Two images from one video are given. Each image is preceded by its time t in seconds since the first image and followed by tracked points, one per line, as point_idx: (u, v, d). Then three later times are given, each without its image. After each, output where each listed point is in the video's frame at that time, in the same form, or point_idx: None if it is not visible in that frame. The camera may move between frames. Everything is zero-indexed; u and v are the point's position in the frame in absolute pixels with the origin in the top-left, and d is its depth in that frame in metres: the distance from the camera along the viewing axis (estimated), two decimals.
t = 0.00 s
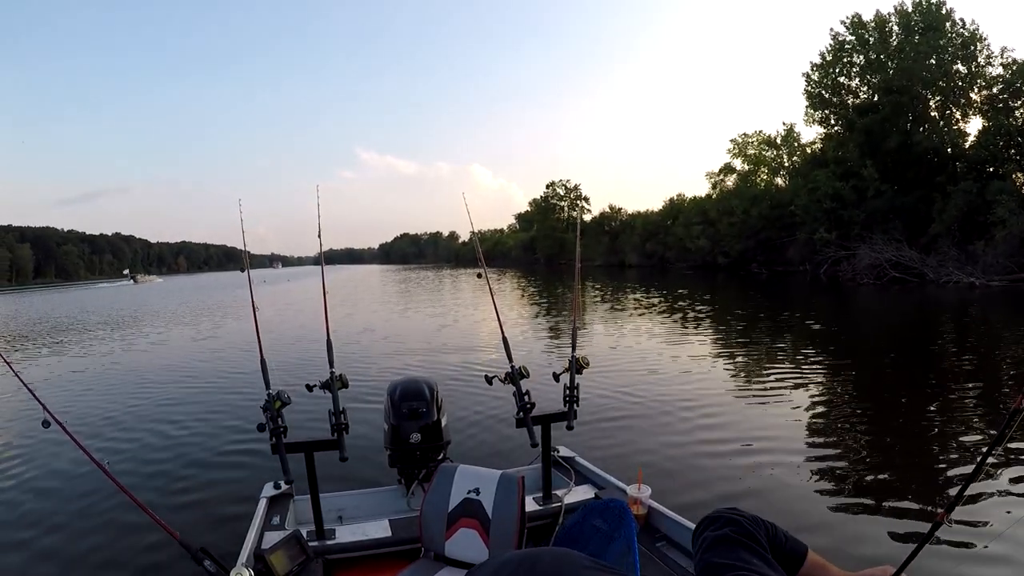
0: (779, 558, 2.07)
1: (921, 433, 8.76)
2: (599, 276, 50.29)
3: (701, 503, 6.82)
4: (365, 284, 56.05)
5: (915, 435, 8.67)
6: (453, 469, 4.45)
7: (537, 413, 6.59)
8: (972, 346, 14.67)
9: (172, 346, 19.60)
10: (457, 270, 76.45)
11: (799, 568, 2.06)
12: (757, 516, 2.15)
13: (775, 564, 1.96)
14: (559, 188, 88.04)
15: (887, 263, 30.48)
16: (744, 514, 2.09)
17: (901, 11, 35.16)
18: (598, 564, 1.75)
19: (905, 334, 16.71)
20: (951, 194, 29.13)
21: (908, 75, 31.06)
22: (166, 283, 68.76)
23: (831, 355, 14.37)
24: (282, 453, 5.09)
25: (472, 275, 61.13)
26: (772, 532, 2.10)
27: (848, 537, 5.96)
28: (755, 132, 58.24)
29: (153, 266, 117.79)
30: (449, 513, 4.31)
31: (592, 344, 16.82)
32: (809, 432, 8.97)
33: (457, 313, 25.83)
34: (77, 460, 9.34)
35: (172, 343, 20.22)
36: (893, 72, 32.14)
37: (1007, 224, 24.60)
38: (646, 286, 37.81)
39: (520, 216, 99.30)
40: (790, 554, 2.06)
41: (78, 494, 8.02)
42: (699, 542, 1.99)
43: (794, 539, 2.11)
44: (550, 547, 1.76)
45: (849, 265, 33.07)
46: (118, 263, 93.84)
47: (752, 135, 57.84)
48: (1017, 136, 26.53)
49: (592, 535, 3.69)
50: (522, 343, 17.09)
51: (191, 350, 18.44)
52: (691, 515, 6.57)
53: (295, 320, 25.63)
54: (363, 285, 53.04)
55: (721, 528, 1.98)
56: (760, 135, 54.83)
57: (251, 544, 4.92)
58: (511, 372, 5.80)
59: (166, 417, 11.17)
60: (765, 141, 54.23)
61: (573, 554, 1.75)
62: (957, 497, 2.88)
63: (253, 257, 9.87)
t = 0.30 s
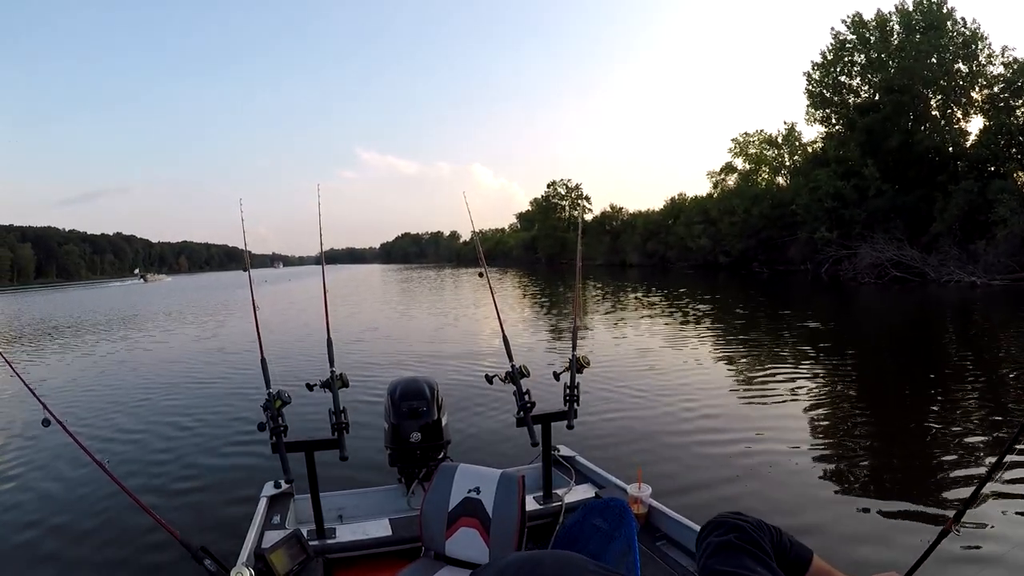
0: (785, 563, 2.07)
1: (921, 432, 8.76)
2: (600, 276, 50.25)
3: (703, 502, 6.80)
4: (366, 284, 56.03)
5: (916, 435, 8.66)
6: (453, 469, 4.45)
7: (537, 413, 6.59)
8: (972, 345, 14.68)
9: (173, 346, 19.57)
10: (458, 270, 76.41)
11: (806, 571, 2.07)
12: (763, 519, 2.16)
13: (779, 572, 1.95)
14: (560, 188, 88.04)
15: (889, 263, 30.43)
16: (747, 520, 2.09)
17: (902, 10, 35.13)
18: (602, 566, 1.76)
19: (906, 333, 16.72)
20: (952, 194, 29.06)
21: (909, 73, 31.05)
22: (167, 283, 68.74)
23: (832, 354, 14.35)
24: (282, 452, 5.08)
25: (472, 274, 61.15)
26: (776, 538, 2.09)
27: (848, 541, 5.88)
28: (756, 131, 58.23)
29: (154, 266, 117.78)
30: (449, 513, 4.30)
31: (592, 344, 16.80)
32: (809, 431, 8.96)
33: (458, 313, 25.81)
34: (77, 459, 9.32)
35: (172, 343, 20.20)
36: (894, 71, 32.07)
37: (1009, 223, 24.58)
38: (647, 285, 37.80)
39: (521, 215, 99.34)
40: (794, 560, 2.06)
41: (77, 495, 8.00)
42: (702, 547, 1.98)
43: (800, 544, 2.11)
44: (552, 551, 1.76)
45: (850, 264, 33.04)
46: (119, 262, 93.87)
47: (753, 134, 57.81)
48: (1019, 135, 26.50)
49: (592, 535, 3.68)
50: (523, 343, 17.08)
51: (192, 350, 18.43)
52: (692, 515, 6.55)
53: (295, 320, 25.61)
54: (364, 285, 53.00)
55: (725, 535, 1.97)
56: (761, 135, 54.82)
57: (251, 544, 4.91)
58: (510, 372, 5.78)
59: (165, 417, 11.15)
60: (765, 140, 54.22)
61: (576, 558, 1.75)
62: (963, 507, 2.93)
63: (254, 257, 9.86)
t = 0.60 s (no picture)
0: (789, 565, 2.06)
1: (923, 432, 8.75)
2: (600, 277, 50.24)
3: (704, 502, 6.80)
4: (367, 284, 56.05)
5: (917, 435, 8.65)
6: (453, 470, 4.44)
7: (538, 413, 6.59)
8: (973, 346, 14.67)
9: (173, 347, 19.57)
10: (459, 270, 76.48)
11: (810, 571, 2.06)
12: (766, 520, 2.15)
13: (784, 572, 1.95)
14: (561, 189, 88.05)
15: (889, 263, 30.43)
16: (752, 520, 2.09)
17: (902, 10, 35.12)
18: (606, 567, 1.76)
19: (906, 333, 16.72)
20: (953, 194, 29.06)
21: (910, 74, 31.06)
22: (168, 283, 68.78)
23: (833, 355, 14.35)
24: (283, 453, 5.08)
25: (473, 275, 61.07)
26: (780, 538, 2.10)
27: (849, 541, 5.87)
28: (757, 132, 58.23)
29: (155, 266, 117.85)
30: (450, 513, 4.30)
31: (593, 344, 16.80)
32: (810, 432, 8.96)
33: (459, 313, 25.80)
34: (77, 459, 9.34)
35: (173, 344, 20.21)
36: (895, 71, 32.10)
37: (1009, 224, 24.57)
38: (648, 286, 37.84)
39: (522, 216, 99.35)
40: (799, 560, 2.06)
41: (78, 495, 8.01)
42: (707, 548, 1.98)
43: (804, 545, 2.10)
44: (558, 553, 1.76)
45: (851, 265, 33.02)
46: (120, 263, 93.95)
47: (753, 135, 57.83)
48: (1019, 136, 26.52)
49: (592, 535, 3.69)
50: (524, 343, 17.08)
51: (193, 350, 18.46)
52: (693, 515, 6.55)
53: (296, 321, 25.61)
54: (364, 285, 53.03)
55: (729, 535, 1.97)
56: (761, 136, 54.84)
57: (251, 543, 4.91)
58: (511, 372, 5.77)
59: (166, 417, 11.15)
60: (766, 141, 54.24)
61: (580, 559, 1.75)
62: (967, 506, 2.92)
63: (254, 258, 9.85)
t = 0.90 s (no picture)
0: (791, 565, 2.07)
1: (924, 433, 8.73)
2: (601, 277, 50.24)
3: (704, 504, 6.79)
4: (367, 284, 56.05)
5: (919, 436, 8.63)
6: (454, 470, 4.44)
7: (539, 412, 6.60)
8: (973, 346, 14.66)
9: (173, 347, 19.55)
10: (459, 271, 76.48)
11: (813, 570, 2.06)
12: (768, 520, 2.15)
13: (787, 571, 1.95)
14: (561, 189, 88.07)
15: (890, 263, 30.42)
16: (760, 520, 2.09)
17: (902, 11, 35.14)
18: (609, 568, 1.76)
19: (906, 334, 16.71)
20: (953, 195, 29.04)
21: (910, 74, 31.08)
22: (169, 284, 68.73)
23: (833, 355, 14.35)
24: (283, 453, 5.08)
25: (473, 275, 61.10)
26: (784, 537, 2.09)
27: (849, 542, 5.84)
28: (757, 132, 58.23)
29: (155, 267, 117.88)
30: (451, 512, 4.30)
31: (593, 345, 16.79)
32: (811, 432, 8.96)
33: (459, 314, 25.79)
34: (77, 460, 9.34)
35: (173, 344, 20.19)
36: (895, 72, 32.10)
37: (1010, 224, 24.57)
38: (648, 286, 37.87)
39: (522, 216, 99.42)
40: (802, 559, 2.05)
41: (78, 495, 8.01)
42: (711, 548, 1.98)
43: (807, 543, 2.10)
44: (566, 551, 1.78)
45: (851, 265, 33.03)
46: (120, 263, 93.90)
47: (754, 136, 57.83)
48: (1020, 136, 26.50)
49: (592, 535, 3.69)
50: (524, 344, 17.08)
51: (193, 351, 18.46)
52: (693, 515, 6.55)
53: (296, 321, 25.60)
54: (364, 286, 53.03)
55: (734, 534, 1.97)
56: (762, 136, 54.84)
57: (252, 544, 4.91)
58: (511, 372, 5.75)
59: (166, 418, 11.14)
60: (766, 141, 54.23)
61: (585, 559, 1.76)
62: (972, 503, 2.91)
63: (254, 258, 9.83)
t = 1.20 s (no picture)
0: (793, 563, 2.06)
1: (926, 433, 8.70)
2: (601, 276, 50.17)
3: (705, 504, 6.78)
4: (368, 284, 55.98)
5: (920, 436, 8.61)
6: (454, 470, 4.44)
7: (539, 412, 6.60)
8: (975, 346, 14.63)
9: (173, 347, 19.51)
10: (460, 270, 76.45)
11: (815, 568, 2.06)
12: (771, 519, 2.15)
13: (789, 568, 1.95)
14: (562, 188, 88.02)
15: (890, 263, 30.37)
16: (763, 519, 2.08)
17: (903, 10, 35.11)
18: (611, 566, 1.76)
19: (907, 333, 16.68)
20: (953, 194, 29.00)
21: (910, 73, 31.05)
22: (169, 283, 68.70)
23: (833, 354, 14.31)
24: (283, 453, 5.07)
25: (473, 275, 61.06)
26: (786, 536, 2.09)
27: (851, 544, 5.79)
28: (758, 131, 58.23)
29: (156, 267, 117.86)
30: (452, 512, 4.30)
31: (593, 344, 16.77)
32: (812, 432, 8.94)
33: (459, 313, 25.77)
34: (76, 459, 9.32)
35: (172, 344, 20.14)
36: (896, 71, 32.07)
37: (1011, 223, 24.55)
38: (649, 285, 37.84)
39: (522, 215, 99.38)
40: (805, 558, 2.05)
41: (78, 494, 8.00)
42: (713, 546, 1.97)
43: (810, 542, 2.09)
44: (576, 550, 1.77)
45: (852, 265, 33.00)
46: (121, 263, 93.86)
47: (754, 135, 57.79)
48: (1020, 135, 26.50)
49: (592, 535, 3.68)
50: (524, 344, 17.06)
51: (193, 350, 18.45)
52: (694, 515, 6.53)
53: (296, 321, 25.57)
54: (365, 286, 52.98)
55: (737, 532, 1.97)
56: (763, 135, 54.81)
57: (252, 544, 4.91)
58: (511, 372, 5.75)
59: (166, 417, 11.12)
60: (767, 140, 54.19)
61: (587, 558, 1.75)
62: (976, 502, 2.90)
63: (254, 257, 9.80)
